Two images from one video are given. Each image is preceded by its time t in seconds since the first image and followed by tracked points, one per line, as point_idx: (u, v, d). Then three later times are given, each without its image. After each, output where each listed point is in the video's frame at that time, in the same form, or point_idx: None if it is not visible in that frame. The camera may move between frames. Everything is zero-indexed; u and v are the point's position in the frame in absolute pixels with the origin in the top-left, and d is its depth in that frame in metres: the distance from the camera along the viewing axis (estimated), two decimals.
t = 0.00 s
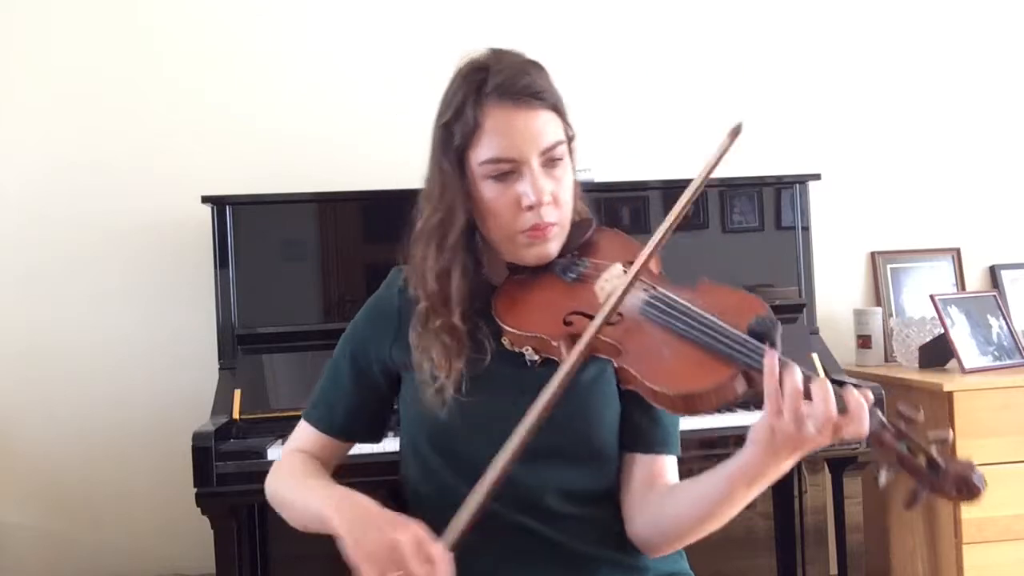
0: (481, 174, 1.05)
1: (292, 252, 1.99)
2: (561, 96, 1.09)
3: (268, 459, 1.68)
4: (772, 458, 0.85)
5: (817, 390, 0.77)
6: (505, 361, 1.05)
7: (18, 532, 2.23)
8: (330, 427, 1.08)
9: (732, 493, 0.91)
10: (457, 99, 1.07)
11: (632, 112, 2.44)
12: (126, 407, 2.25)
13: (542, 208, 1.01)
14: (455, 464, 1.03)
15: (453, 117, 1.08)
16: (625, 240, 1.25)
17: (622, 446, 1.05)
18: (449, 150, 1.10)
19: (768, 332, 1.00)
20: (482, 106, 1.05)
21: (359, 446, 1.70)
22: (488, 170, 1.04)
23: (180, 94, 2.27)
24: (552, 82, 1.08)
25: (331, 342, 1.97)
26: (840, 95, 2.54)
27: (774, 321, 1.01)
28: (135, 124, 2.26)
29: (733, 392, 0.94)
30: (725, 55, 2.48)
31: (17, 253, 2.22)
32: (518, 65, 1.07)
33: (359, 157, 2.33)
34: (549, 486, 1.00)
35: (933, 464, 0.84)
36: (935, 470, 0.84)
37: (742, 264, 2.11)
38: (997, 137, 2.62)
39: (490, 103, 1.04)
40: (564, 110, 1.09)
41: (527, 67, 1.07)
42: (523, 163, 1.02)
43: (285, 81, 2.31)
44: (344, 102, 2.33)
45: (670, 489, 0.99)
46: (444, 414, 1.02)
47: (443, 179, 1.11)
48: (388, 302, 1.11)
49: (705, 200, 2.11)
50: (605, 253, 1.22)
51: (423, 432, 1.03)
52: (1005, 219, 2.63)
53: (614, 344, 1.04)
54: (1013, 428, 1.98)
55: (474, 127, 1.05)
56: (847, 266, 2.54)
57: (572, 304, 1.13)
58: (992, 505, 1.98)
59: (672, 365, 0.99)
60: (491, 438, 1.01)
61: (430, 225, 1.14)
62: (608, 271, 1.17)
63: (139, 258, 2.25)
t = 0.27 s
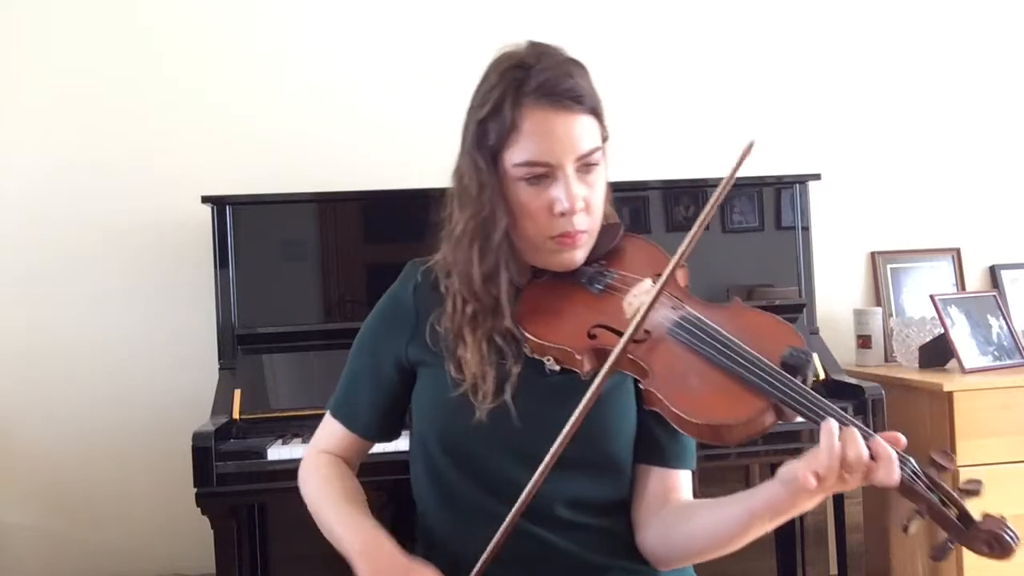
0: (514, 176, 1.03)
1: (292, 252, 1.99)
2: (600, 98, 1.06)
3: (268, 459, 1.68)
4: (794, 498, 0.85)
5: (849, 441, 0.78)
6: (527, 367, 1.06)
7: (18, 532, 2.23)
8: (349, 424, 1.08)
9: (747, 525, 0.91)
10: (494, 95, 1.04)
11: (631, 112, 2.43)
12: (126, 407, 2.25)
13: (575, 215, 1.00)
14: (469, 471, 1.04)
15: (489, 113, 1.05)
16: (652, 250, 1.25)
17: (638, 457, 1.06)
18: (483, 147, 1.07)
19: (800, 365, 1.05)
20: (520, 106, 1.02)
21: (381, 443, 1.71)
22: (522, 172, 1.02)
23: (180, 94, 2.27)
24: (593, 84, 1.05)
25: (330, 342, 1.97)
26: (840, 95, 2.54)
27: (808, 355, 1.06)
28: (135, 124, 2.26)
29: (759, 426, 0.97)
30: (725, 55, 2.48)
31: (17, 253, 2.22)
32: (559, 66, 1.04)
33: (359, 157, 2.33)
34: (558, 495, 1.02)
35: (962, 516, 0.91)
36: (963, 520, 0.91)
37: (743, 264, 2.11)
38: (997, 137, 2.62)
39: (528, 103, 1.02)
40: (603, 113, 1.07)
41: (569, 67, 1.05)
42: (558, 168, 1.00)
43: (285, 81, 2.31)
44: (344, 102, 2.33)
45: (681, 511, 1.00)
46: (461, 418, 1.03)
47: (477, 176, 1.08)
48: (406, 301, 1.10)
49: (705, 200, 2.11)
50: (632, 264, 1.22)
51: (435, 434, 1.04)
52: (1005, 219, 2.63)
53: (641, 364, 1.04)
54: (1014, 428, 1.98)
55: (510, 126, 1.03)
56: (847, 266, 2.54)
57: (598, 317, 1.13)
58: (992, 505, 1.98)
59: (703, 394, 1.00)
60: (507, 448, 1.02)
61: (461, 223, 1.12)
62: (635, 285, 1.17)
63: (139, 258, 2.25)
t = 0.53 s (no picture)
0: (541, 170, 1.02)
1: (292, 252, 1.99)
2: (637, 100, 1.05)
3: (268, 459, 1.68)
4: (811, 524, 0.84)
5: (874, 471, 0.75)
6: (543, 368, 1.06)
7: (18, 532, 2.23)
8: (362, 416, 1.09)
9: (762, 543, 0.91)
10: (530, 84, 1.03)
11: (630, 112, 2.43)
12: (126, 406, 2.25)
13: (598, 217, 1.00)
14: (478, 470, 1.05)
15: (522, 103, 1.03)
16: (676, 255, 1.23)
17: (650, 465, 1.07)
18: (513, 137, 1.06)
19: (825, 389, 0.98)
20: (555, 99, 1.01)
21: (383, 442, 1.70)
22: (549, 167, 1.01)
23: (180, 94, 2.27)
24: (631, 85, 1.04)
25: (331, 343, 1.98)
26: (840, 95, 2.54)
27: (833, 377, 0.99)
28: (134, 124, 2.26)
29: (779, 446, 0.94)
30: (725, 55, 2.48)
31: (17, 253, 2.22)
32: (600, 63, 1.03)
33: (359, 157, 2.33)
34: (568, 502, 1.03)
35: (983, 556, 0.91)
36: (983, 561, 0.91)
37: (743, 264, 2.11)
38: (997, 137, 2.62)
39: (564, 97, 1.00)
40: (638, 115, 1.06)
41: (609, 65, 1.04)
42: (585, 167, 0.99)
43: (285, 81, 2.31)
44: (344, 102, 2.33)
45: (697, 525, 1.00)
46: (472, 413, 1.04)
47: (505, 167, 1.06)
48: (422, 295, 1.11)
49: (705, 200, 2.10)
50: (657, 271, 1.19)
51: (445, 431, 1.05)
52: (1005, 219, 2.63)
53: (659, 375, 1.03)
54: (1013, 428, 1.98)
55: (542, 119, 1.01)
56: (847, 266, 2.54)
57: (617, 323, 1.10)
58: (992, 505, 1.98)
59: (722, 411, 0.98)
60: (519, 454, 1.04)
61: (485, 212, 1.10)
62: (658, 293, 1.14)
63: (139, 258, 2.25)
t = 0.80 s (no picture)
0: (556, 169, 1.02)
1: (292, 252, 1.99)
2: (658, 104, 1.05)
3: (268, 459, 1.68)
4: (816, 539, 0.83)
5: (877, 485, 0.74)
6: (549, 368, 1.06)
7: (18, 532, 2.23)
8: (368, 412, 1.09)
9: (765, 557, 0.90)
10: (551, 83, 1.02)
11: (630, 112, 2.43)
12: (126, 406, 2.25)
13: (609, 220, 0.99)
14: (479, 469, 1.05)
15: (541, 100, 1.03)
16: (689, 261, 1.23)
17: (654, 471, 1.08)
18: (530, 135, 1.05)
19: (835, 403, 1.02)
20: (574, 98, 1.00)
21: (382, 442, 1.69)
22: (564, 167, 1.01)
23: (180, 94, 2.27)
24: (652, 88, 1.03)
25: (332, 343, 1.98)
26: (840, 95, 2.54)
27: (844, 394, 1.03)
28: (134, 125, 2.26)
29: (786, 462, 0.95)
30: (726, 55, 2.48)
31: (17, 254, 2.21)
32: (622, 67, 1.02)
33: (359, 157, 2.33)
34: (569, 505, 1.03)
35: None
36: None
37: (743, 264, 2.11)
38: (997, 137, 2.62)
39: (582, 96, 1.00)
40: (657, 117, 1.05)
41: (632, 68, 1.03)
42: (600, 169, 0.98)
43: (285, 81, 2.30)
44: (344, 102, 2.33)
45: (700, 535, 1.00)
46: (477, 410, 1.04)
47: (523, 164, 1.06)
48: (430, 291, 1.10)
49: (706, 200, 2.10)
50: (669, 275, 1.20)
51: (448, 428, 1.05)
52: (1005, 219, 2.63)
53: (666, 382, 1.04)
54: (1013, 429, 1.99)
55: (560, 118, 1.01)
56: (847, 266, 2.54)
57: (628, 327, 1.10)
58: (991, 506, 1.98)
59: (731, 424, 0.98)
60: (521, 455, 1.04)
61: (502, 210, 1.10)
62: (669, 298, 1.15)
63: (139, 258, 2.25)
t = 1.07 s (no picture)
0: (547, 170, 1.02)
1: (292, 252, 1.99)
2: (642, 97, 1.05)
3: (268, 459, 1.67)
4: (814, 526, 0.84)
5: (874, 472, 0.76)
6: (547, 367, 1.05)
7: (18, 532, 2.23)
8: (369, 414, 1.08)
9: (766, 547, 0.90)
10: (534, 85, 1.02)
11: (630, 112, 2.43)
12: (126, 406, 2.25)
13: (603, 218, 1.00)
14: (481, 469, 1.05)
15: (526, 103, 1.03)
16: (681, 254, 1.25)
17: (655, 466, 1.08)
18: (518, 138, 1.05)
19: (830, 392, 1.04)
20: (559, 99, 1.00)
21: (382, 442, 1.70)
22: (555, 168, 1.01)
23: (180, 94, 2.27)
24: (635, 82, 1.04)
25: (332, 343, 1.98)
26: (840, 95, 2.54)
27: (839, 381, 1.05)
28: (134, 125, 2.26)
29: (784, 450, 0.97)
30: (726, 56, 2.48)
31: (17, 254, 2.21)
32: (604, 62, 1.02)
33: (359, 157, 2.33)
34: (570, 502, 1.03)
35: (989, 558, 0.87)
36: (991, 564, 0.86)
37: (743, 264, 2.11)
38: (997, 137, 2.62)
39: (568, 96, 1.00)
40: (642, 111, 1.05)
41: (613, 64, 1.03)
42: (591, 167, 0.99)
43: (285, 81, 2.30)
44: (344, 102, 2.33)
45: (702, 525, 0.99)
46: (478, 410, 1.03)
47: (512, 167, 1.06)
48: (428, 292, 1.10)
49: (706, 199, 2.10)
50: (663, 270, 1.22)
51: (449, 428, 1.05)
52: (1005, 219, 2.63)
53: (665, 376, 1.05)
54: (1014, 428, 1.99)
55: (547, 119, 1.01)
56: (846, 266, 2.54)
57: (626, 323, 1.12)
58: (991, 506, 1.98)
59: (729, 414, 1.00)
60: (523, 455, 1.03)
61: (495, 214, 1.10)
62: (664, 293, 1.17)
63: (139, 258, 2.25)
